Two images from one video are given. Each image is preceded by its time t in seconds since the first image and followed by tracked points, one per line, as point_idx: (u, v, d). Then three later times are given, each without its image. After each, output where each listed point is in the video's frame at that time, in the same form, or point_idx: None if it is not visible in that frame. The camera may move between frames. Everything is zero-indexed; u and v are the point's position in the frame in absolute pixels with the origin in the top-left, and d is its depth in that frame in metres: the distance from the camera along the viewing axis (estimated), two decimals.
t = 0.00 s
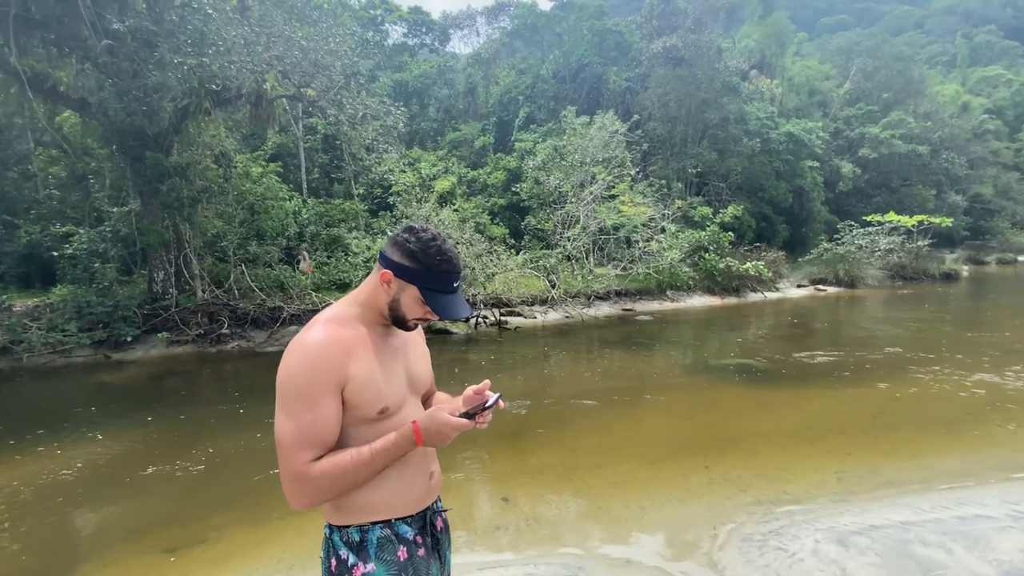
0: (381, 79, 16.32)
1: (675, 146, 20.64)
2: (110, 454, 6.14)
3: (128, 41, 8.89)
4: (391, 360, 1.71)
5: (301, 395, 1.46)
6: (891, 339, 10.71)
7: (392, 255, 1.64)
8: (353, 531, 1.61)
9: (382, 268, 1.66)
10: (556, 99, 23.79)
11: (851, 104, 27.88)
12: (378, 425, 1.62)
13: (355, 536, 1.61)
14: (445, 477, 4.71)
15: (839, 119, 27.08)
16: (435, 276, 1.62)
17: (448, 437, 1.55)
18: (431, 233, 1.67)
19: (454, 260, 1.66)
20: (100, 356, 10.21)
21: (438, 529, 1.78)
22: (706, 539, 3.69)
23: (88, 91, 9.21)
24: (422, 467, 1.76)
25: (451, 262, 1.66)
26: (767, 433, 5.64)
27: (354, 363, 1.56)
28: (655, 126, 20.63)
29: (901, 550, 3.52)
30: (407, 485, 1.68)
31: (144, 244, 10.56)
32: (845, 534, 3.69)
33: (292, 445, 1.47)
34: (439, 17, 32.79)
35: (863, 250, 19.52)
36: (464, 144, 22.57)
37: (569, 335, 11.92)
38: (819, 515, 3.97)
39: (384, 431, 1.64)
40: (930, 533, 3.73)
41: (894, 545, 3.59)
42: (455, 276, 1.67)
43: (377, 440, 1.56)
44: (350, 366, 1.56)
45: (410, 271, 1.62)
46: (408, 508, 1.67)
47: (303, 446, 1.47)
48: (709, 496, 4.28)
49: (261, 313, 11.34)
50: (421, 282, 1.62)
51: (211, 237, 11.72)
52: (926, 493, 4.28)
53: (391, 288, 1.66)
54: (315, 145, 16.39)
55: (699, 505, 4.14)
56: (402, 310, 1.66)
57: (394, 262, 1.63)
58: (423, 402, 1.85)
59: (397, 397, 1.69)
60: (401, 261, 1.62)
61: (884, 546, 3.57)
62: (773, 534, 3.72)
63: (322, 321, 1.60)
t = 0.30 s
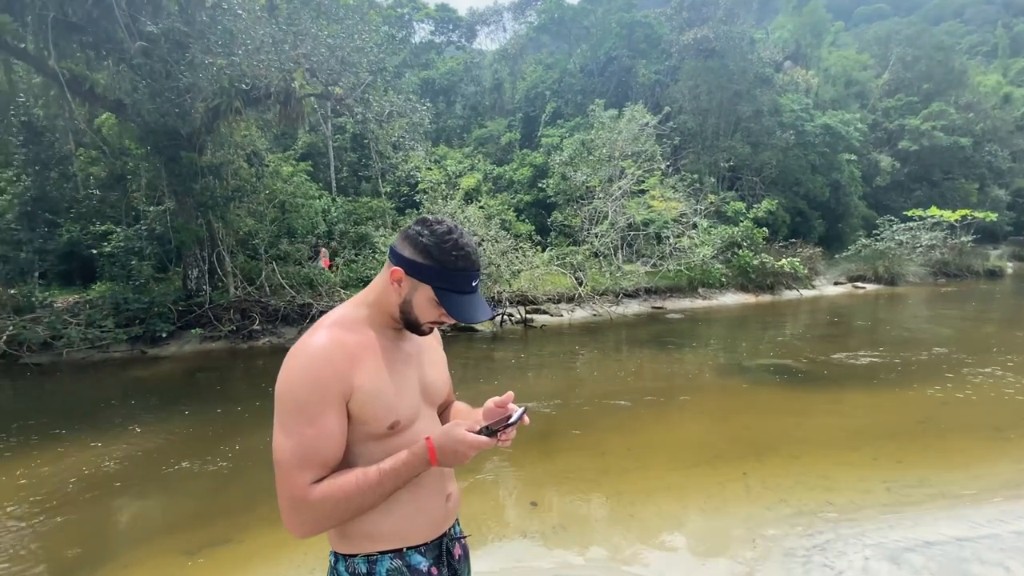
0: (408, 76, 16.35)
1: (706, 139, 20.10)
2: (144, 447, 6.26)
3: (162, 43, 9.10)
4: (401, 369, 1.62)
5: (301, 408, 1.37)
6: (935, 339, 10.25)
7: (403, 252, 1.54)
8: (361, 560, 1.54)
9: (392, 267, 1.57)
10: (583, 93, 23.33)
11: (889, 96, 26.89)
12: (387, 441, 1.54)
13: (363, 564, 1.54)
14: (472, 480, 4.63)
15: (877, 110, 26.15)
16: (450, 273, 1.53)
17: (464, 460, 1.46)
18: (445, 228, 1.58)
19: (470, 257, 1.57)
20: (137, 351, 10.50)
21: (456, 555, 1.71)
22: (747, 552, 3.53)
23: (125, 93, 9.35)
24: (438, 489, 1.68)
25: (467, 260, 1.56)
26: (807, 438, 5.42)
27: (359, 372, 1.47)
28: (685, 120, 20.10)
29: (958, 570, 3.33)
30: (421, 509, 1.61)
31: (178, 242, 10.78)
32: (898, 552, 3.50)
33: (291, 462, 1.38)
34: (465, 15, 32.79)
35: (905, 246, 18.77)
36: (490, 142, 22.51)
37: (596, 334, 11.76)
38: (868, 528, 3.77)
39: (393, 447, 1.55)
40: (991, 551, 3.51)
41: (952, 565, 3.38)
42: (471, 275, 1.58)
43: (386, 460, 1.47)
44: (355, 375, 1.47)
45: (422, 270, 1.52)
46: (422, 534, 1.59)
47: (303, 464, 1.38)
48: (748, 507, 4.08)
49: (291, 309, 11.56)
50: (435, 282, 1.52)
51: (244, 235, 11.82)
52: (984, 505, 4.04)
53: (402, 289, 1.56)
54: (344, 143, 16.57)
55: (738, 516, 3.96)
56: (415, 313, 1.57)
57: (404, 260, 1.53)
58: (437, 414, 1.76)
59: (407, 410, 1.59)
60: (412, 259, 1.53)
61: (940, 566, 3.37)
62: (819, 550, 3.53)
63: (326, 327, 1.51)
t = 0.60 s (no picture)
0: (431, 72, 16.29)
1: (734, 132, 19.44)
2: (175, 442, 6.34)
3: (191, 43, 9.35)
4: (420, 372, 1.53)
5: (309, 415, 1.29)
6: (980, 337, 9.79)
7: (426, 239, 1.45)
8: None
9: (411, 256, 1.48)
10: (608, 87, 23.35)
11: (929, 84, 25.90)
12: (405, 455, 1.45)
13: None
14: (500, 481, 4.56)
15: (915, 100, 25.20)
16: (478, 260, 1.43)
17: (491, 478, 1.37)
18: (472, 211, 1.49)
19: (499, 245, 1.47)
20: (169, 347, 10.70)
21: None
22: (789, 564, 3.38)
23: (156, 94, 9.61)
24: (463, 508, 1.60)
25: (495, 247, 1.47)
26: (853, 443, 5.21)
27: (373, 375, 1.39)
28: (712, 112, 19.55)
29: None
30: (445, 532, 1.53)
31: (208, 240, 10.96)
32: (958, 569, 3.29)
33: (298, 474, 1.30)
34: (488, 10, 32.64)
35: (946, 241, 18.03)
36: (513, 137, 22.40)
37: (622, 331, 11.61)
38: (924, 542, 3.56)
39: (410, 459, 1.47)
40: None
41: None
42: (499, 265, 1.48)
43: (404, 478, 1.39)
44: (369, 378, 1.38)
45: (447, 257, 1.43)
46: (445, 557, 1.52)
47: (311, 477, 1.29)
48: (791, 515, 3.93)
49: (317, 306, 11.68)
50: (461, 272, 1.43)
51: (271, 233, 11.86)
52: None
53: (423, 281, 1.48)
54: (368, 142, 16.66)
55: (781, 525, 3.80)
56: (437, 309, 1.49)
57: (426, 248, 1.44)
58: (459, 422, 1.67)
59: (426, 418, 1.51)
60: (435, 245, 1.44)
61: None
62: (869, 565, 3.34)
63: (338, 324, 1.43)
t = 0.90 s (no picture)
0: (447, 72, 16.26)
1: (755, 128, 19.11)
2: (194, 442, 6.38)
3: (210, 46, 9.45)
4: (441, 399, 1.49)
5: (326, 445, 1.25)
6: (1013, 338, 9.48)
7: (447, 239, 1.40)
8: None
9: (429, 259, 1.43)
10: (625, 84, 23.15)
11: (956, 76, 25.21)
12: (424, 490, 1.41)
13: None
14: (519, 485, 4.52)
15: (943, 92, 24.53)
16: (503, 258, 1.38)
17: (519, 522, 1.32)
18: (495, 208, 1.43)
19: (521, 242, 1.42)
20: (190, 347, 10.82)
21: None
22: None
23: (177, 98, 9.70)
24: (487, 550, 1.57)
25: (522, 245, 1.42)
26: (881, 450, 5.23)
27: (393, 404, 1.35)
28: (732, 107, 19.14)
29: None
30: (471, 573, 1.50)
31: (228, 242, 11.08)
32: None
33: (313, 512, 1.25)
34: (503, 9, 32.58)
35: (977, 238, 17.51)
36: (529, 136, 22.32)
37: (640, 330, 11.49)
38: (966, 556, 3.57)
39: (431, 494, 1.42)
40: None
41: None
42: (522, 262, 1.42)
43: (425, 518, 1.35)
44: (389, 408, 1.34)
45: (466, 258, 1.37)
46: None
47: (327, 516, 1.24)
48: (826, 528, 3.92)
49: (334, 306, 11.75)
50: (488, 272, 1.37)
51: (289, 233, 11.88)
52: None
53: (445, 285, 1.42)
54: (384, 142, 16.70)
55: (818, 536, 3.83)
56: (459, 320, 1.43)
57: (444, 251, 1.39)
58: (483, 452, 1.63)
59: (448, 450, 1.46)
60: (458, 245, 1.38)
61: None
62: None
63: (356, 344, 1.39)
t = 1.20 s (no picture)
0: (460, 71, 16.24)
1: (772, 125, 18.83)
2: (212, 441, 6.44)
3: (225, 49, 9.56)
4: (468, 409, 1.48)
5: (349, 452, 1.24)
6: None
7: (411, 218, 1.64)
8: None
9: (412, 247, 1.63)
10: (638, 82, 22.99)
11: (980, 70, 24.68)
12: (452, 504, 1.40)
13: None
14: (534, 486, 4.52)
15: (966, 86, 24.05)
16: (440, 189, 1.55)
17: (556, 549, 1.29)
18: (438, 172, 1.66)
19: (452, 179, 1.58)
20: (207, 347, 10.97)
21: None
22: None
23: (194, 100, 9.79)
24: None
25: (455, 175, 1.58)
26: (906, 452, 5.16)
27: (418, 411, 1.35)
28: (748, 104, 18.82)
29: None
30: None
31: (243, 242, 11.20)
32: None
33: (332, 523, 1.23)
34: (516, 8, 32.54)
35: (1002, 236, 17.10)
36: (542, 136, 22.32)
37: (656, 330, 11.42)
38: (999, 561, 3.51)
39: (458, 511, 1.41)
40: None
41: None
42: (456, 185, 1.55)
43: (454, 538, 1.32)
44: (414, 416, 1.34)
45: (419, 228, 1.56)
46: None
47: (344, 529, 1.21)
48: (849, 532, 3.88)
49: (348, 306, 11.83)
50: (430, 206, 1.53)
51: (304, 234, 12.00)
52: None
53: (419, 249, 1.56)
54: (397, 142, 16.76)
55: (847, 541, 3.78)
56: (436, 272, 1.49)
57: (410, 240, 1.61)
58: (513, 468, 1.61)
59: (477, 465, 1.45)
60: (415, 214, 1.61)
61: None
62: None
63: (381, 347, 1.40)
